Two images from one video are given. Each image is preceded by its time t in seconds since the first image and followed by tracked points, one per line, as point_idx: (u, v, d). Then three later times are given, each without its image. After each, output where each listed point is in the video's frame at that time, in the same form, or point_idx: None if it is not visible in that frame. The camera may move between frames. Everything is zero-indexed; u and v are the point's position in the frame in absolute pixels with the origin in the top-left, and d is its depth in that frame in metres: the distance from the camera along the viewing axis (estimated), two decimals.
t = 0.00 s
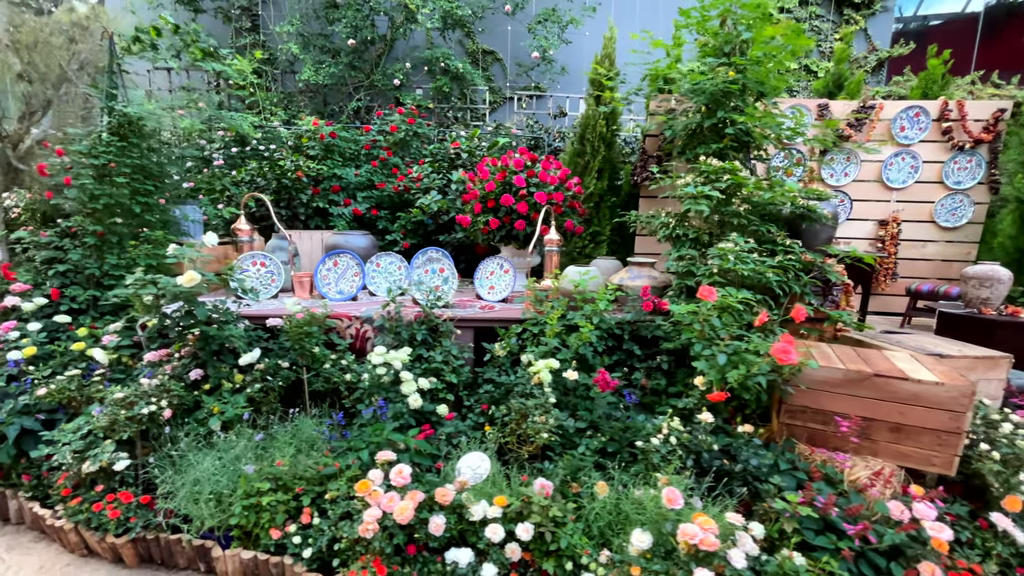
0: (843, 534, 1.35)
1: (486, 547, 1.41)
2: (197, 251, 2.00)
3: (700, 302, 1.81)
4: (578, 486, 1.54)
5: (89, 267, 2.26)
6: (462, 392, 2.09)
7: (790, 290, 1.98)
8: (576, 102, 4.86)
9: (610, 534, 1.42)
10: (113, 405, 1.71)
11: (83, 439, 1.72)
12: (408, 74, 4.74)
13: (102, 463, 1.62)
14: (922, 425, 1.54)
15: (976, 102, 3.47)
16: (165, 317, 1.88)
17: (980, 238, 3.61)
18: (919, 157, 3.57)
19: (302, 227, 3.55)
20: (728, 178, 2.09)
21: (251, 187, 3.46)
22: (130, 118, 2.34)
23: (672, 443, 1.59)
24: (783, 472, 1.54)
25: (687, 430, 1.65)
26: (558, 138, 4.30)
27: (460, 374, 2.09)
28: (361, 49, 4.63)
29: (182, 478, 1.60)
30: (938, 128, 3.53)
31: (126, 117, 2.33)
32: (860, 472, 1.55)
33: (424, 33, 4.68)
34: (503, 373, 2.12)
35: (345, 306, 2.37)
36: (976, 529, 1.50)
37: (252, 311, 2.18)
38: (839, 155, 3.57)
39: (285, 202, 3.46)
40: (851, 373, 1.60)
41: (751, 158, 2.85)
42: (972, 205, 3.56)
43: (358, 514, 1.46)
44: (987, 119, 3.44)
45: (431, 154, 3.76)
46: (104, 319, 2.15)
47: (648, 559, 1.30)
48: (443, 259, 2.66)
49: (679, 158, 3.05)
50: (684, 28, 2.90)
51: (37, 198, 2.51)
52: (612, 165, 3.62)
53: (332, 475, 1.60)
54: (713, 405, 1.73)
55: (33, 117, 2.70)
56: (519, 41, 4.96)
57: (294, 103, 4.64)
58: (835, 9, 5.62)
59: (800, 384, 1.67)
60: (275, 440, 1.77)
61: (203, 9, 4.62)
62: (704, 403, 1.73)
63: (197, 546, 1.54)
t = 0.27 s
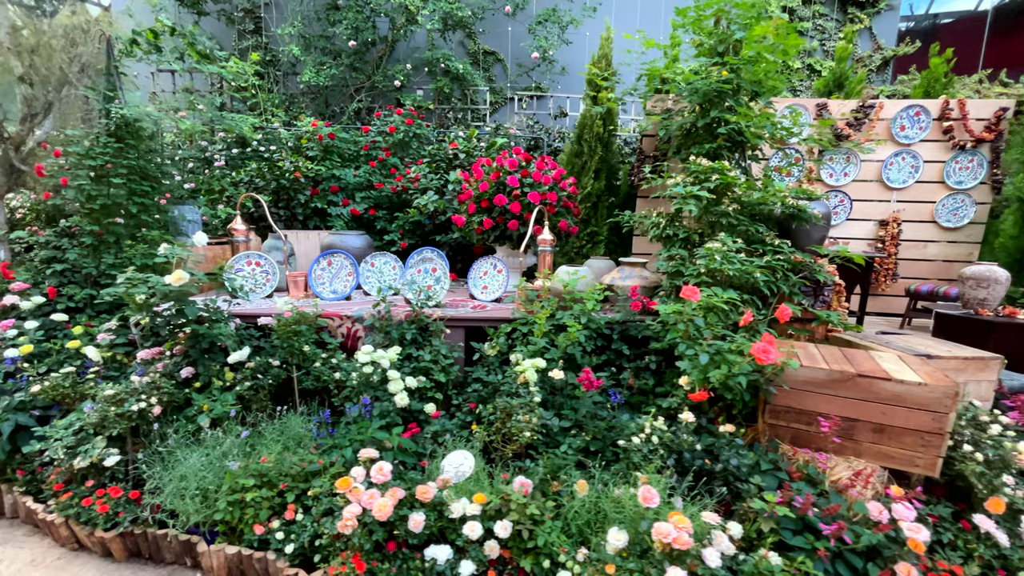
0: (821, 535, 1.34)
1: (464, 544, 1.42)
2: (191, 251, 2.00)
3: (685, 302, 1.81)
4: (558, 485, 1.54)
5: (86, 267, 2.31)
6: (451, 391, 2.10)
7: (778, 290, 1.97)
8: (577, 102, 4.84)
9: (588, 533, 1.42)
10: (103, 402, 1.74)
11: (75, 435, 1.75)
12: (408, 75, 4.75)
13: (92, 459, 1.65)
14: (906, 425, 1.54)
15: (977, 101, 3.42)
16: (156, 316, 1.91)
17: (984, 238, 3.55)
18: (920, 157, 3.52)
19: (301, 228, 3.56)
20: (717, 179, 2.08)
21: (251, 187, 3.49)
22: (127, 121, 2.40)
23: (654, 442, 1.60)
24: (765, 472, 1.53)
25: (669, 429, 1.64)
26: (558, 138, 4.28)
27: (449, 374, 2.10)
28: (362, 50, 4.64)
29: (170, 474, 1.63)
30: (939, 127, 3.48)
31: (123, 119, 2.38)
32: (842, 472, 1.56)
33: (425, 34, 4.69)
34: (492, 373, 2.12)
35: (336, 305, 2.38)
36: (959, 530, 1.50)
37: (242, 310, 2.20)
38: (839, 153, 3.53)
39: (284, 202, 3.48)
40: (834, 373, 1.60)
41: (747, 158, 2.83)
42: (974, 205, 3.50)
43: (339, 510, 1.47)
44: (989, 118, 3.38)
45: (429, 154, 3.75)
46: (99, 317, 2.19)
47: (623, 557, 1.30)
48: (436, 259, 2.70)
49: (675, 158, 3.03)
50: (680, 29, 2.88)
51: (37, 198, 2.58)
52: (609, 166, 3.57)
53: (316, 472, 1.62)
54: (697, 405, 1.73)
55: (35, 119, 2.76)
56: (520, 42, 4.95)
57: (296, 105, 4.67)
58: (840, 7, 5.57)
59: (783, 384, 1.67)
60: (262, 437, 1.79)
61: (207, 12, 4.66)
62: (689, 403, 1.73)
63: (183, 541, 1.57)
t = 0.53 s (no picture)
0: (795, 535, 1.35)
1: (442, 541, 1.44)
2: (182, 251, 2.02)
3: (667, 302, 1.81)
4: (537, 483, 1.56)
5: (85, 266, 2.37)
6: (439, 390, 2.11)
7: (764, 290, 1.97)
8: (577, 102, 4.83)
9: (565, 530, 1.44)
10: (95, 399, 1.79)
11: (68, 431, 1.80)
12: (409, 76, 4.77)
13: (84, 454, 1.69)
14: (886, 426, 1.54)
15: (978, 100, 3.39)
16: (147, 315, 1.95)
17: (985, 238, 3.51)
18: (920, 156, 3.48)
19: (300, 228, 3.60)
20: (703, 179, 2.07)
21: (250, 188, 3.54)
22: (125, 123, 2.45)
23: (633, 441, 1.61)
24: (743, 472, 1.54)
25: (649, 429, 1.65)
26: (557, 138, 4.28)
27: (436, 373, 2.11)
28: (363, 51, 4.67)
29: (159, 469, 1.67)
30: (939, 126, 3.44)
31: (120, 122, 2.44)
32: (821, 473, 1.56)
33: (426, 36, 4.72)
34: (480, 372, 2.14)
35: (327, 305, 2.40)
36: (938, 532, 1.50)
37: (234, 309, 2.24)
38: (837, 152, 3.49)
39: (282, 203, 3.53)
40: (815, 373, 1.59)
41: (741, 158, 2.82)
42: (974, 204, 3.46)
43: (321, 506, 1.50)
44: (990, 116, 3.35)
45: (427, 155, 3.77)
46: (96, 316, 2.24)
47: (596, 555, 1.32)
48: (428, 259, 2.72)
49: (671, 158, 3.03)
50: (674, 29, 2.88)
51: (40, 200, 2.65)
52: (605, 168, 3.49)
53: (300, 469, 1.64)
54: (679, 405, 1.73)
55: (38, 122, 2.83)
56: (520, 42, 4.95)
57: (297, 106, 4.72)
58: (844, 5, 5.51)
59: (764, 384, 1.66)
60: (250, 434, 1.82)
61: (210, 15, 4.72)
62: (671, 402, 1.73)
63: (170, 535, 1.60)
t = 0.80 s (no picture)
0: (771, 535, 1.35)
1: (420, 537, 1.46)
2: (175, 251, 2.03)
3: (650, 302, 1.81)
4: (516, 481, 1.57)
5: (83, 267, 2.43)
6: (427, 389, 2.13)
7: (750, 290, 1.97)
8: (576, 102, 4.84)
9: (542, 528, 1.45)
10: (88, 395, 1.83)
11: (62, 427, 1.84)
12: (408, 78, 4.80)
13: (76, 449, 1.73)
14: (867, 427, 1.54)
15: (979, 98, 3.35)
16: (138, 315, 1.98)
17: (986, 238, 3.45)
18: (919, 155, 3.44)
19: (298, 229, 3.64)
20: (689, 179, 2.07)
21: (248, 189, 3.59)
22: (122, 126, 2.50)
23: (613, 441, 1.62)
24: (722, 472, 1.54)
25: (630, 428, 1.66)
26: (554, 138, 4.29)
27: (424, 371, 2.14)
28: (362, 53, 4.72)
29: (147, 465, 1.71)
30: (939, 125, 3.40)
31: (118, 125, 2.48)
32: (801, 473, 1.55)
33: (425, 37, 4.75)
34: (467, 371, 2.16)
35: (319, 305, 2.42)
36: (918, 533, 1.49)
37: (226, 309, 2.28)
38: (834, 151, 3.48)
39: (281, 203, 3.57)
40: (796, 374, 1.59)
41: (734, 157, 2.81)
42: (975, 203, 3.41)
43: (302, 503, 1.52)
44: (991, 114, 3.31)
45: (423, 155, 3.80)
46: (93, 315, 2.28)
47: (570, 552, 1.33)
48: (419, 260, 2.81)
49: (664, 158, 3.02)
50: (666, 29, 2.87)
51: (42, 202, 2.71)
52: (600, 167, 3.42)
53: (285, 465, 1.67)
54: (661, 405, 1.73)
55: (41, 125, 2.88)
56: (518, 42, 4.95)
57: (297, 108, 4.77)
58: (847, 2, 5.46)
59: (745, 385, 1.66)
60: (239, 431, 1.85)
61: (213, 18, 4.78)
62: (652, 402, 1.74)
63: (157, 529, 1.64)
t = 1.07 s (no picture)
0: (747, 535, 1.35)
1: (401, 534, 1.47)
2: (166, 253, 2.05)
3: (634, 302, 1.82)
4: (497, 479, 1.58)
5: (84, 267, 2.48)
6: (415, 387, 2.16)
7: (736, 290, 1.96)
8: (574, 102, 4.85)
9: (520, 526, 1.46)
10: (83, 392, 1.87)
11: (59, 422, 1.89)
12: (406, 79, 4.85)
13: (71, 445, 1.77)
14: (849, 428, 1.53)
15: (980, 95, 3.29)
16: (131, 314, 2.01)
17: (988, 237, 3.40)
18: (919, 153, 3.40)
19: (296, 229, 3.69)
20: (676, 179, 2.07)
21: (247, 190, 3.64)
22: (122, 129, 2.55)
23: (594, 440, 1.62)
24: (702, 472, 1.54)
25: (612, 428, 1.66)
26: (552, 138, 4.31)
27: (413, 370, 2.16)
28: (361, 55, 4.76)
29: (139, 460, 1.74)
30: (939, 123, 3.36)
31: (118, 128, 2.53)
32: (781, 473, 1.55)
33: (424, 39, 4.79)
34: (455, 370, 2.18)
35: (312, 304, 2.46)
36: (900, 535, 1.48)
37: (219, 308, 2.32)
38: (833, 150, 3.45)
39: (279, 204, 3.62)
40: (778, 374, 1.58)
41: (726, 156, 2.80)
42: (977, 202, 3.35)
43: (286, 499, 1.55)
44: (993, 112, 3.26)
45: (420, 156, 3.84)
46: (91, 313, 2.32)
47: (546, 549, 1.34)
48: (410, 259, 2.82)
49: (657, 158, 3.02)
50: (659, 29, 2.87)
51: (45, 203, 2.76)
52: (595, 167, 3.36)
53: (271, 462, 1.70)
54: (644, 405, 1.74)
55: (45, 128, 2.93)
56: (517, 43, 4.97)
57: (298, 110, 4.82)
58: None
59: (727, 385, 1.65)
60: (229, 427, 1.89)
61: (215, 22, 4.85)
62: (635, 402, 1.74)
63: (148, 523, 1.67)
